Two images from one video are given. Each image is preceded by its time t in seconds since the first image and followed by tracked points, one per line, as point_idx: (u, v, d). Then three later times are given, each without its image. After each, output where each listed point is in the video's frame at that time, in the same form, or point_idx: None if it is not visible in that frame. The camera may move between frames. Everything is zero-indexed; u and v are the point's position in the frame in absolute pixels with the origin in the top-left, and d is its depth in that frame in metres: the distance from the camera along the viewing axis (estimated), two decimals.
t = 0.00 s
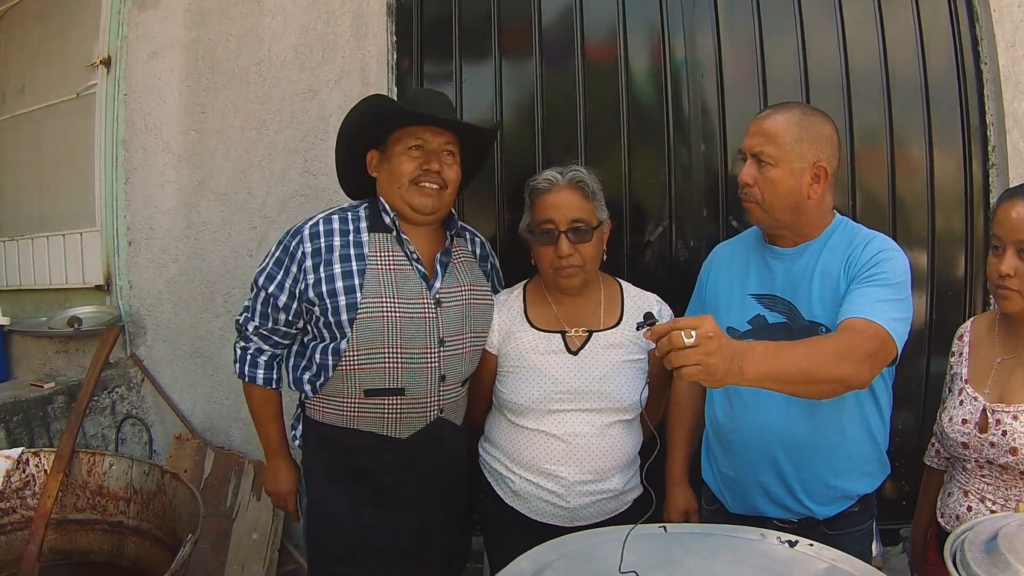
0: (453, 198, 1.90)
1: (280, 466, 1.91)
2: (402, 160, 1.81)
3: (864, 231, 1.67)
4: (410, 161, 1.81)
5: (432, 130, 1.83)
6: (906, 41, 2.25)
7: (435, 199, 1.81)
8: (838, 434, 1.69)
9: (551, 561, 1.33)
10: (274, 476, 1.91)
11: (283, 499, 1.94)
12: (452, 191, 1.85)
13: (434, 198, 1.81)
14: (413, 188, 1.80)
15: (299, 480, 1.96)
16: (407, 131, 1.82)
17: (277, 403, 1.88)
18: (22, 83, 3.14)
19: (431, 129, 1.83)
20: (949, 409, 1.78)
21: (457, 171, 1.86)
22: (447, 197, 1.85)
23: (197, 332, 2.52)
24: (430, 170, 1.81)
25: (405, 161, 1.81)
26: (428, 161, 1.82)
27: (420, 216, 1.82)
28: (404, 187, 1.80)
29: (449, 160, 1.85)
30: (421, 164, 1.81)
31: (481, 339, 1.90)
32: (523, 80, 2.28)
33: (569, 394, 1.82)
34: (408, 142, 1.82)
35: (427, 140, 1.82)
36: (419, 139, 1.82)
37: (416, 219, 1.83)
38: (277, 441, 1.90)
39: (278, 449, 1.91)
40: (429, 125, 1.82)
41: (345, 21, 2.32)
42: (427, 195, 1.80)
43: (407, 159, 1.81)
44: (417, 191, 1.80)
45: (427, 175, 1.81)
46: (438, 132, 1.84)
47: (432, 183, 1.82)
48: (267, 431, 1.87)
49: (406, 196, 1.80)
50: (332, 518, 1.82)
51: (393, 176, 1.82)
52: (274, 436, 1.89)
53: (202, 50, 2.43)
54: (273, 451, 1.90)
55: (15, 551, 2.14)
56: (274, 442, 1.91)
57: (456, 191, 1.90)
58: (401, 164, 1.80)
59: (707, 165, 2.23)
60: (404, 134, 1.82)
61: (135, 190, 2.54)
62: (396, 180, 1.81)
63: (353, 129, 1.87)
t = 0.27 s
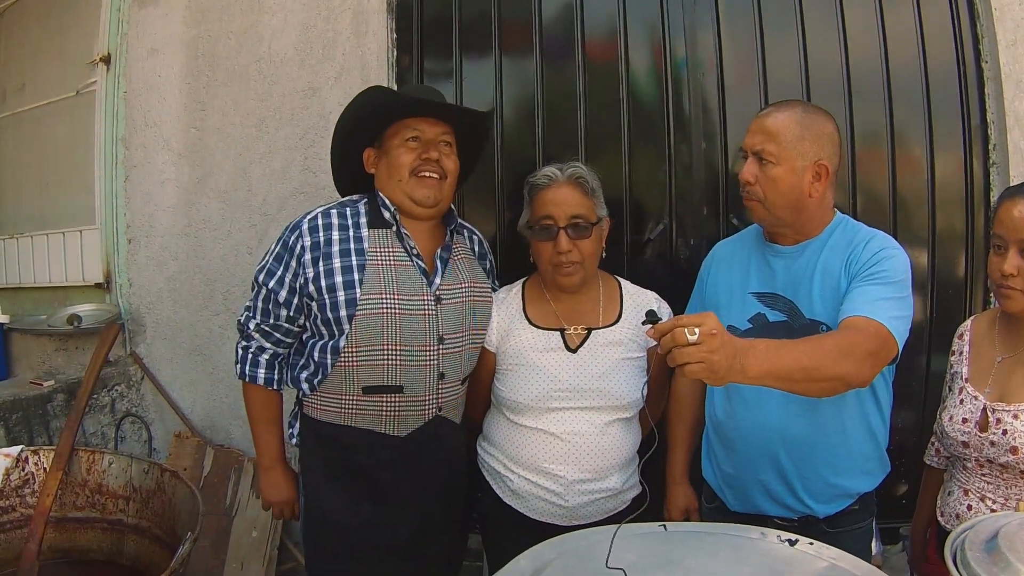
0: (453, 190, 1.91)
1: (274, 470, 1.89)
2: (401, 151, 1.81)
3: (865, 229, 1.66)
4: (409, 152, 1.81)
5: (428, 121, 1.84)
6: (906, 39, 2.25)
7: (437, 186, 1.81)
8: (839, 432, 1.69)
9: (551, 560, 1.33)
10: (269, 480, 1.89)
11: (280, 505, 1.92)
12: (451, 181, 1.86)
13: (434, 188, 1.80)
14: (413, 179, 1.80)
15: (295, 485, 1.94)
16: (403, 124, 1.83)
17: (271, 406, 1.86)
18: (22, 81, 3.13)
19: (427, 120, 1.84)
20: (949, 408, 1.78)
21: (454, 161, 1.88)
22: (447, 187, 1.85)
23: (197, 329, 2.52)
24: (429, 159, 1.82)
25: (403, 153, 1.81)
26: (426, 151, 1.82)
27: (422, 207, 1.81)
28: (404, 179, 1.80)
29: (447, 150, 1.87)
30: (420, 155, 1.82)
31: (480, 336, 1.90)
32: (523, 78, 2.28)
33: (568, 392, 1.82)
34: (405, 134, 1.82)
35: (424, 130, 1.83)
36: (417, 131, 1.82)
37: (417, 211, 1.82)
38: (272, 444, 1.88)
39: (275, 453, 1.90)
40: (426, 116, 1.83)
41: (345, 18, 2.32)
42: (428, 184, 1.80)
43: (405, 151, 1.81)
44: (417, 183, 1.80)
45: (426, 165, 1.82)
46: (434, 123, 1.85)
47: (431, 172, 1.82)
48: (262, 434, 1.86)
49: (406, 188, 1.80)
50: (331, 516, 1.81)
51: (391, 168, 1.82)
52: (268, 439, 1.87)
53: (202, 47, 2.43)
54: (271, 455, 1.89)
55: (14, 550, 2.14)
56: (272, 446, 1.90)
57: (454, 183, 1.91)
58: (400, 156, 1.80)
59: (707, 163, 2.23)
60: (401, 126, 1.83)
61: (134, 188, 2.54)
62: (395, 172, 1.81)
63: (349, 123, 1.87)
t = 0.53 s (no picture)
0: (447, 188, 1.90)
1: (267, 470, 1.89)
2: (395, 150, 1.81)
3: (860, 228, 1.67)
4: (403, 150, 1.81)
5: (423, 119, 1.84)
6: (901, 36, 2.25)
7: (430, 184, 1.80)
8: (834, 431, 1.69)
9: (547, 558, 1.33)
10: (261, 480, 1.89)
11: (274, 505, 1.92)
12: (445, 179, 1.85)
13: (428, 186, 1.80)
14: (407, 177, 1.80)
15: (289, 485, 1.93)
16: (398, 122, 1.83)
17: (265, 407, 1.85)
18: (17, 80, 3.13)
19: (422, 118, 1.84)
20: (945, 405, 1.78)
21: (449, 159, 1.87)
22: (441, 186, 1.84)
23: (192, 328, 2.51)
24: (423, 158, 1.81)
25: (398, 151, 1.81)
26: (421, 149, 1.82)
27: (416, 205, 1.81)
28: (399, 177, 1.80)
29: (441, 148, 1.86)
30: (414, 153, 1.81)
31: (474, 335, 1.89)
32: (518, 76, 2.28)
33: (562, 390, 1.82)
34: (400, 132, 1.82)
35: (419, 129, 1.83)
36: (412, 129, 1.82)
37: (412, 209, 1.82)
38: (265, 445, 1.88)
39: (268, 453, 1.90)
40: (420, 114, 1.83)
41: (340, 16, 2.32)
42: (422, 183, 1.79)
43: (400, 149, 1.81)
44: (411, 180, 1.79)
45: (420, 164, 1.81)
46: (429, 121, 1.85)
47: (425, 170, 1.81)
48: (254, 435, 1.85)
49: (400, 186, 1.80)
50: (326, 515, 1.81)
51: (386, 166, 1.82)
52: (261, 440, 1.87)
53: (196, 45, 2.43)
54: (264, 456, 1.89)
55: (9, 550, 2.13)
56: (265, 447, 1.89)
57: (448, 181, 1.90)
58: (394, 154, 1.80)
59: (702, 161, 2.23)
60: (396, 124, 1.83)
61: (129, 186, 2.53)
62: (389, 170, 1.81)
63: (343, 121, 1.88)
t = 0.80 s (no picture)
0: (441, 187, 1.89)
1: (263, 470, 1.89)
2: (389, 149, 1.80)
3: (857, 225, 1.67)
4: (397, 150, 1.79)
5: (416, 118, 1.82)
6: (897, 33, 2.25)
7: (424, 185, 1.79)
8: (832, 428, 1.69)
9: (546, 556, 1.33)
10: (257, 480, 1.89)
11: (270, 505, 1.92)
12: (439, 179, 1.83)
13: (422, 186, 1.78)
14: (400, 177, 1.78)
15: (284, 485, 1.94)
16: (391, 121, 1.81)
17: (262, 406, 1.85)
18: (13, 79, 3.12)
19: (416, 117, 1.82)
20: (943, 402, 1.78)
21: (443, 158, 1.85)
22: (435, 185, 1.83)
23: (189, 328, 2.51)
24: (417, 158, 1.80)
25: (391, 150, 1.79)
26: (414, 149, 1.80)
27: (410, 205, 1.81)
28: (392, 177, 1.78)
29: (435, 147, 1.84)
30: (408, 153, 1.80)
31: (469, 334, 1.90)
32: (514, 74, 2.28)
33: (559, 389, 1.81)
34: (394, 131, 1.80)
35: (413, 128, 1.81)
36: (406, 128, 1.80)
37: (404, 207, 1.82)
38: (262, 445, 1.88)
39: (264, 454, 1.89)
40: (414, 113, 1.81)
41: (336, 15, 2.31)
42: (415, 183, 1.78)
43: (393, 148, 1.79)
44: (405, 181, 1.78)
45: (414, 164, 1.79)
46: (422, 119, 1.83)
47: (419, 170, 1.79)
48: (251, 435, 1.86)
49: (394, 186, 1.79)
50: (323, 514, 1.81)
51: (379, 165, 1.80)
52: (258, 440, 1.87)
53: (192, 44, 2.42)
54: (260, 456, 1.88)
55: (7, 550, 2.13)
56: (260, 447, 1.89)
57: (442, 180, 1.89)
58: (388, 154, 1.79)
59: (699, 159, 2.23)
60: (390, 123, 1.81)
61: (126, 186, 2.53)
62: (383, 169, 1.80)
63: (336, 121, 1.88)
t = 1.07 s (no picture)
0: (442, 186, 1.89)
1: (266, 470, 1.89)
2: (389, 148, 1.80)
3: (861, 223, 1.66)
4: (397, 149, 1.80)
5: (416, 117, 1.83)
6: (902, 31, 2.24)
7: (425, 184, 1.80)
8: (837, 426, 1.69)
9: (552, 556, 1.32)
10: (261, 480, 1.89)
11: (274, 505, 1.92)
12: (439, 178, 1.84)
13: (422, 185, 1.79)
14: (400, 176, 1.79)
15: (288, 484, 1.94)
16: (392, 120, 1.82)
17: (264, 406, 1.85)
18: (15, 80, 3.12)
19: (416, 116, 1.82)
20: (948, 401, 1.77)
21: (443, 158, 1.86)
22: (436, 184, 1.84)
23: (193, 328, 2.51)
24: (417, 157, 1.81)
25: (392, 150, 1.80)
26: (415, 148, 1.81)
27: (410, 205, 1.80)
28: (393, 176, 1.79)
29: (436, 146, 1.85)
30: (408, 152, 1.80)
31: (471, 332, 1.90)
32: (517, 73, 2.28)
33: (563, 389, 1.81)
34: (394, 130, 1.81)
35: (413, 127, 1.82)
36: (406, 127, 1.81)
37: (405, 208, 1.82)
38: (265, 445, 1.88)
39: (267, 453, 1.89)
40: (414, 112, 1.81)
41: (338, 14, 2.31)
42: (416, 183, 1.79)
43: (393, 148, 1.80)
44: (405, 180, 1.79)
45: (415, 163, 1.80)
46: (422, 118, 1.83)
47: (420, 169, 1.80)
48: (254, 435, 1.86)
49: (394, 185, 1.79)
50: (327, 514, 1.81)
51: (379, 165, 1.81)
52: (261, 439, 1.87)
53: (195, 44, 2.42)
54: (263, 455, 1.88)
55: (11, 550, 2.13)
56: (264, 446, 1.89)
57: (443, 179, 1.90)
58: (388, 153, 1.80)
59: (703, 158, 2.22)
60: (390, 123, 1.82)
61: (129, 185, 2.53)
62: (384, 169, 1.80)
63: (336, 120, 1.87)
